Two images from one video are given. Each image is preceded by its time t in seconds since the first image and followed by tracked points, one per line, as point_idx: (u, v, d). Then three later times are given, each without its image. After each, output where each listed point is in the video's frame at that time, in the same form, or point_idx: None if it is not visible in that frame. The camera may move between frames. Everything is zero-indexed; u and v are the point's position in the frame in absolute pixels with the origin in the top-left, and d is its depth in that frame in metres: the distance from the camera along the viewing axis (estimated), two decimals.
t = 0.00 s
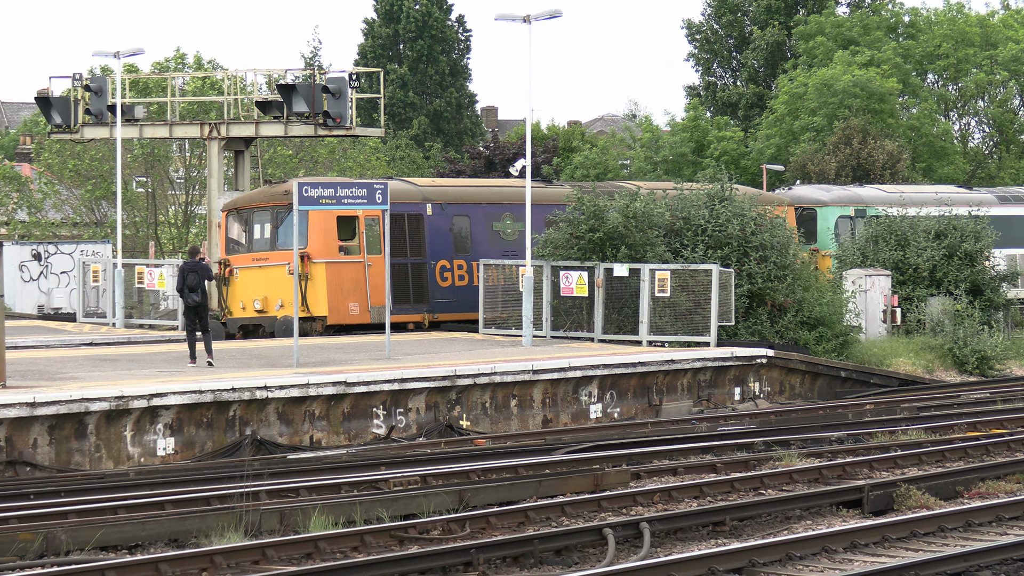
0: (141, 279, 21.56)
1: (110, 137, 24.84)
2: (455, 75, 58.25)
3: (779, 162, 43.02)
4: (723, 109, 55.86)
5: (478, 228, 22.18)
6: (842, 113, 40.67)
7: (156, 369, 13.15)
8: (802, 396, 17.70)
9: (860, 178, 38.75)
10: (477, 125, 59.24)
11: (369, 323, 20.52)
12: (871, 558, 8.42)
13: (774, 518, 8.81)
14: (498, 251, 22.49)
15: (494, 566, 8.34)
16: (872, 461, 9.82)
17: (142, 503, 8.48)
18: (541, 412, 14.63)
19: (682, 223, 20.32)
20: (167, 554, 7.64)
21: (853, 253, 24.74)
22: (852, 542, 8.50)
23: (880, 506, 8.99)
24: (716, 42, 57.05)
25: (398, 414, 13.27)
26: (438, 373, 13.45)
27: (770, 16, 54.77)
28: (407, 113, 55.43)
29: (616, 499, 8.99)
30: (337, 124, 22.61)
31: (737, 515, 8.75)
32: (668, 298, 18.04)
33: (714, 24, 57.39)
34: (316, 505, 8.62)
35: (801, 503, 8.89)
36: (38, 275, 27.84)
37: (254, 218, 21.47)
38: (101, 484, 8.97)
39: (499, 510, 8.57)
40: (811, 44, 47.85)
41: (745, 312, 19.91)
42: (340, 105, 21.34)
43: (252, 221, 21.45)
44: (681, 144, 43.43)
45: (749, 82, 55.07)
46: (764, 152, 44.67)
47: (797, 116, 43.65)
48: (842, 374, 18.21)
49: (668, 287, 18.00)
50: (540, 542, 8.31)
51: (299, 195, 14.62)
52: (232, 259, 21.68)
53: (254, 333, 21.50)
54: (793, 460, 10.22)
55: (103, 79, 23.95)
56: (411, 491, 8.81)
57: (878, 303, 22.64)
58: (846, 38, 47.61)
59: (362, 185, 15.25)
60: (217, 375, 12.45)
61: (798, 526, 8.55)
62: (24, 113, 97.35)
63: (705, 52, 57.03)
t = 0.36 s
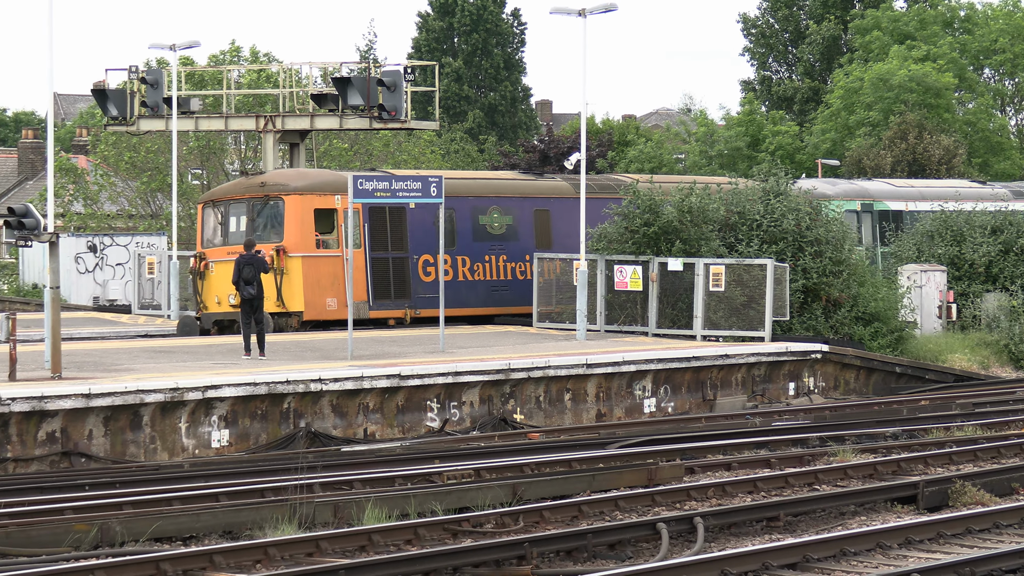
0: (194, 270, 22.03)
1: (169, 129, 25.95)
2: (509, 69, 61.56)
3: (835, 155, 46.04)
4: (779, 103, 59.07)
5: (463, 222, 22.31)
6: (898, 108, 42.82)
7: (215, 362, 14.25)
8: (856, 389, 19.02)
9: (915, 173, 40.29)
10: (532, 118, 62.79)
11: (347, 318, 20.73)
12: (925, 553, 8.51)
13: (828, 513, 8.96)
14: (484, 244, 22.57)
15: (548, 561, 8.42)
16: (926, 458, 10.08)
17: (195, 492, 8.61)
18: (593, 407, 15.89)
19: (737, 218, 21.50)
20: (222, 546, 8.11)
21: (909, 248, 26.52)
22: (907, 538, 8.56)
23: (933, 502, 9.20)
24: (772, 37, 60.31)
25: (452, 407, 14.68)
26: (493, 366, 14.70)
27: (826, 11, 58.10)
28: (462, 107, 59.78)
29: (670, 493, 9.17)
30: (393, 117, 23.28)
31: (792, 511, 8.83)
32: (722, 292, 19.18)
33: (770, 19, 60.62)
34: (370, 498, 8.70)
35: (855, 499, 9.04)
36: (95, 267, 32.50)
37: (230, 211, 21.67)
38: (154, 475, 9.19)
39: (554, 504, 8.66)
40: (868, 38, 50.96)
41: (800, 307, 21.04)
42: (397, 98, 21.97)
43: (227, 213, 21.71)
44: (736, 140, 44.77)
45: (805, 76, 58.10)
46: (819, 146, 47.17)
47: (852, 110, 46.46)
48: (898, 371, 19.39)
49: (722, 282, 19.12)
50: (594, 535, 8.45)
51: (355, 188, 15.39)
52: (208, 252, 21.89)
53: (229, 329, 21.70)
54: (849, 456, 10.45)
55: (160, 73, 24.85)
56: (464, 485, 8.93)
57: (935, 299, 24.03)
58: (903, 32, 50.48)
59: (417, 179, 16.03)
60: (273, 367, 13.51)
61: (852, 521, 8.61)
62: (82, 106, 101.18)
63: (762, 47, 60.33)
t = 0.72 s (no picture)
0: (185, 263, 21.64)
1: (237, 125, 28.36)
2: (576, 66, 62.78)
3: (905, 153, 46.68)
4: (848, 100, 58.81)
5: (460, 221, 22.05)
6: (967, 106, 44.87)
7: (288, 360, 14.72)
8: (927, 387, 19.43)
9: (985, 171, 42.32)
10: (600, 115, 63.92)
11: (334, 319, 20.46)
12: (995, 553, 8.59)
13: (899, 513, 9.08)
14: (482, 242, 22.27)
15: (618, 559, 8.45)
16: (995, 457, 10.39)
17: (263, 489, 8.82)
18: (662, 406, 16.31)
19: (807, 216, 22.00)
20: (292, 544, 8.26)
21: (979, 247, 26.94)
22: (978, 537, 8.65)
23: (1004, 502, 9.31)
24: (840, 34, 59.96)
25: (521, 405, 15.03)
26: (562, 364, 15.06)
27: (896, 9, 57.96)
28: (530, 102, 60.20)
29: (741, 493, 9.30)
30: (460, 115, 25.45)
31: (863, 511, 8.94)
32: (791, 290, 19.63)
33: (837, 16, 60.18)
34: (439, 497, 8.78)
35: (926, 499, 9.16)
36: (163, 265, 34.51)
37: (216, 209, 21.43)
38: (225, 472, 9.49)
39: (626, 503, 8.80)
40: (938, 35, 51.90)
41: (868, 305, 21.33)
42: (464, 98, 24.63)
43: (212, 211, 21.47)
44: (805, 137, 43.28)
45: (875, 73, 57.82)
46: (889, 144, 47.96)
47: (922, 109, 47.53)
48: (969, 369, 19.47)
49: (791, 280, 19.56)
50: (664, 534, 8.48)
51: (425, 186, 16.66)
52: (194, 251, 21.64)
53: (216, 330, 21.40)
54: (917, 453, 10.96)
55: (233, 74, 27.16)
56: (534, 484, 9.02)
57: (1006, 298, 24.02)
58: (972, 30, 51.65)
59: (485, 177, 17.12)
60: (342, 365, 13.95)
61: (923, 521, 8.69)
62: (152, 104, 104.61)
63: (830, 44, 60.15)
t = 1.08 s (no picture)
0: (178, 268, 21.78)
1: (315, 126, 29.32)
2: (655, 64, 67.44)
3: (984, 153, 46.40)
4: (927, 100, 58.47)
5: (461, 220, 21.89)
6: None
7: (368, 361, 15.33)
8: (1006, 388, 20.05)
9: None
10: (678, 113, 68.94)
11: (328, 320, 20.25)
12: None
13: (978, 513, 9.35)
14: (485, 243, 22.07)
15: (696, 559, 8.47)
16: None
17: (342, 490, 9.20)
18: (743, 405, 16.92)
19: (886, 215, 22.10)
20: (371, 543, 8.33)
21: None
22: None
23: None
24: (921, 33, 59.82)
25: (599, 405, 15.54)
26: (640, 364, 15.54)
27: (977, 8, 58.06)
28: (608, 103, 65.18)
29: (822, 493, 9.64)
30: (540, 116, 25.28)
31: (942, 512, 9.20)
32: (871, 290, 20.01)
33: (918, 15, 60.06)
34: (518, 497, 9.06)
35: (1005, 500, 9.42)
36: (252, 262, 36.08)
37: (207, 208, 21.38)
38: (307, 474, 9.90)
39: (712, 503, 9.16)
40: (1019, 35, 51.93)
41: (948, 305, 21.60)
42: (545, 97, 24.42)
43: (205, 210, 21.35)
44: (884, 137, 44.32)
45: (955, 73, 57.54)
46: (969, 143, 47.29)
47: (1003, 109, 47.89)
48: None
49: (871, 280, 19.94)
50: (743, 534, 8.53)
51: (503, 185, 16.94)
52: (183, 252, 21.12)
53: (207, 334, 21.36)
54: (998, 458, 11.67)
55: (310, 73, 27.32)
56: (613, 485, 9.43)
57: None
58: None
59: (565, 177, 17.41)
60: (422, 365, 14.46)
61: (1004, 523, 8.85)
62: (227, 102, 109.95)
63: (910, 43, 60.05)
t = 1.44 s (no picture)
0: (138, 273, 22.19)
1: (369, 129, 29.78)
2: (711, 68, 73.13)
3: None
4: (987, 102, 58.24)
5: (434, 222, 22.58)
6: None
7: (421, 364, 16.71)
8: None
9: None
10: (734, 118, 73.88)
11: (294, 326, 20.89)
12: None
13: None
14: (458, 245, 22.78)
15: (753, 563, 8.61)
16: None
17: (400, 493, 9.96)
18: (797, 409, 18.34)
19: (942, 218, 24.09)
20: (428, 545, 8.47)
21: None
22: None
23: None
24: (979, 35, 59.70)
25: (655, 408, 17.00)
26: (696, 367, 16.96)
27: None
28: (663, 105, 70.42)
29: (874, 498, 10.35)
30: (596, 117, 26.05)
31: (997, 516, 9.61)
32: (929, 293, 21.39)
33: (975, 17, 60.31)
34: (573, 501, 9.80)
35: None
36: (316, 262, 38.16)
37: (172, 211, 21.82)
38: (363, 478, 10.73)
39: (764, 508, 9.76)
40: None
41: (1006, 309, 23.45)
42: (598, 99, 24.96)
43: (168, 212, 21.84)
44: (941, 139, 43.91)
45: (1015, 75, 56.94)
46: None
47: None
48: None
49: (928, 283, 21.31)
50: (800, 537, 8.73)
51: (561, 189, 18.54)
52: (149, 256, 22.10)
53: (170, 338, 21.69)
54: None
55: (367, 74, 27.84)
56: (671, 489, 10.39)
57: None
58: None
59: (620, 181, 18.97)
60: (478, 370, 15.71)
61: None
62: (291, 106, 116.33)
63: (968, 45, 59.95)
